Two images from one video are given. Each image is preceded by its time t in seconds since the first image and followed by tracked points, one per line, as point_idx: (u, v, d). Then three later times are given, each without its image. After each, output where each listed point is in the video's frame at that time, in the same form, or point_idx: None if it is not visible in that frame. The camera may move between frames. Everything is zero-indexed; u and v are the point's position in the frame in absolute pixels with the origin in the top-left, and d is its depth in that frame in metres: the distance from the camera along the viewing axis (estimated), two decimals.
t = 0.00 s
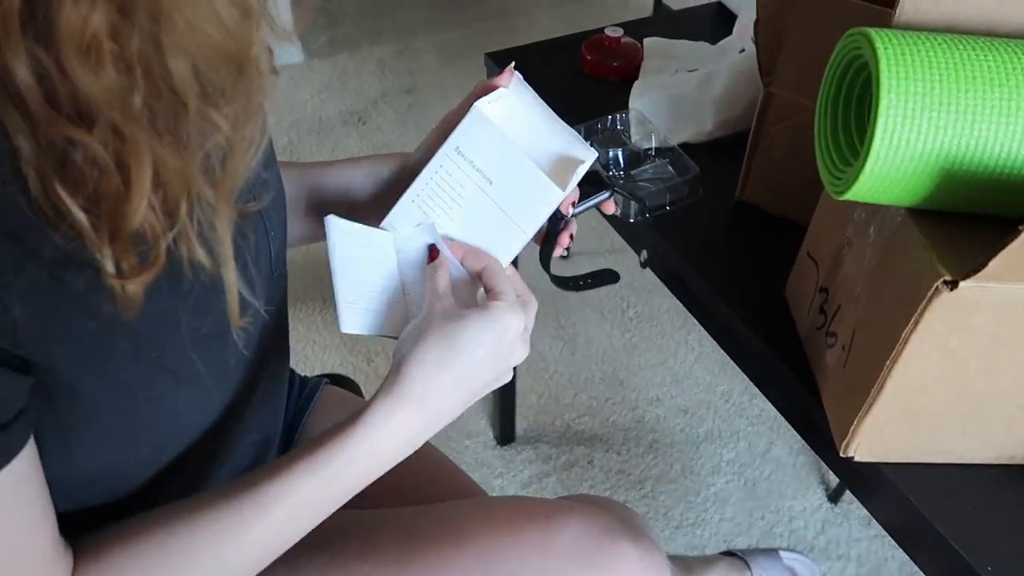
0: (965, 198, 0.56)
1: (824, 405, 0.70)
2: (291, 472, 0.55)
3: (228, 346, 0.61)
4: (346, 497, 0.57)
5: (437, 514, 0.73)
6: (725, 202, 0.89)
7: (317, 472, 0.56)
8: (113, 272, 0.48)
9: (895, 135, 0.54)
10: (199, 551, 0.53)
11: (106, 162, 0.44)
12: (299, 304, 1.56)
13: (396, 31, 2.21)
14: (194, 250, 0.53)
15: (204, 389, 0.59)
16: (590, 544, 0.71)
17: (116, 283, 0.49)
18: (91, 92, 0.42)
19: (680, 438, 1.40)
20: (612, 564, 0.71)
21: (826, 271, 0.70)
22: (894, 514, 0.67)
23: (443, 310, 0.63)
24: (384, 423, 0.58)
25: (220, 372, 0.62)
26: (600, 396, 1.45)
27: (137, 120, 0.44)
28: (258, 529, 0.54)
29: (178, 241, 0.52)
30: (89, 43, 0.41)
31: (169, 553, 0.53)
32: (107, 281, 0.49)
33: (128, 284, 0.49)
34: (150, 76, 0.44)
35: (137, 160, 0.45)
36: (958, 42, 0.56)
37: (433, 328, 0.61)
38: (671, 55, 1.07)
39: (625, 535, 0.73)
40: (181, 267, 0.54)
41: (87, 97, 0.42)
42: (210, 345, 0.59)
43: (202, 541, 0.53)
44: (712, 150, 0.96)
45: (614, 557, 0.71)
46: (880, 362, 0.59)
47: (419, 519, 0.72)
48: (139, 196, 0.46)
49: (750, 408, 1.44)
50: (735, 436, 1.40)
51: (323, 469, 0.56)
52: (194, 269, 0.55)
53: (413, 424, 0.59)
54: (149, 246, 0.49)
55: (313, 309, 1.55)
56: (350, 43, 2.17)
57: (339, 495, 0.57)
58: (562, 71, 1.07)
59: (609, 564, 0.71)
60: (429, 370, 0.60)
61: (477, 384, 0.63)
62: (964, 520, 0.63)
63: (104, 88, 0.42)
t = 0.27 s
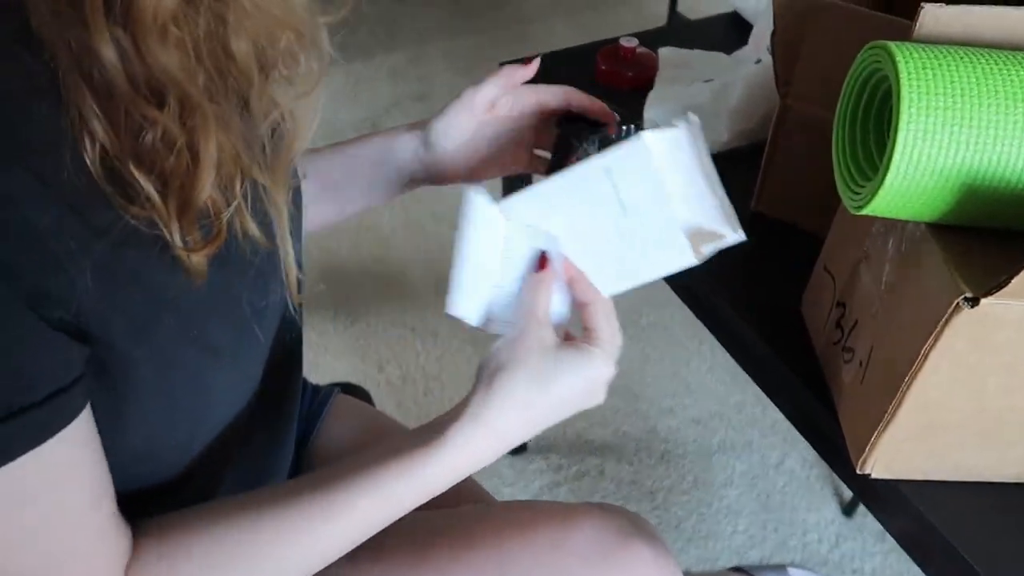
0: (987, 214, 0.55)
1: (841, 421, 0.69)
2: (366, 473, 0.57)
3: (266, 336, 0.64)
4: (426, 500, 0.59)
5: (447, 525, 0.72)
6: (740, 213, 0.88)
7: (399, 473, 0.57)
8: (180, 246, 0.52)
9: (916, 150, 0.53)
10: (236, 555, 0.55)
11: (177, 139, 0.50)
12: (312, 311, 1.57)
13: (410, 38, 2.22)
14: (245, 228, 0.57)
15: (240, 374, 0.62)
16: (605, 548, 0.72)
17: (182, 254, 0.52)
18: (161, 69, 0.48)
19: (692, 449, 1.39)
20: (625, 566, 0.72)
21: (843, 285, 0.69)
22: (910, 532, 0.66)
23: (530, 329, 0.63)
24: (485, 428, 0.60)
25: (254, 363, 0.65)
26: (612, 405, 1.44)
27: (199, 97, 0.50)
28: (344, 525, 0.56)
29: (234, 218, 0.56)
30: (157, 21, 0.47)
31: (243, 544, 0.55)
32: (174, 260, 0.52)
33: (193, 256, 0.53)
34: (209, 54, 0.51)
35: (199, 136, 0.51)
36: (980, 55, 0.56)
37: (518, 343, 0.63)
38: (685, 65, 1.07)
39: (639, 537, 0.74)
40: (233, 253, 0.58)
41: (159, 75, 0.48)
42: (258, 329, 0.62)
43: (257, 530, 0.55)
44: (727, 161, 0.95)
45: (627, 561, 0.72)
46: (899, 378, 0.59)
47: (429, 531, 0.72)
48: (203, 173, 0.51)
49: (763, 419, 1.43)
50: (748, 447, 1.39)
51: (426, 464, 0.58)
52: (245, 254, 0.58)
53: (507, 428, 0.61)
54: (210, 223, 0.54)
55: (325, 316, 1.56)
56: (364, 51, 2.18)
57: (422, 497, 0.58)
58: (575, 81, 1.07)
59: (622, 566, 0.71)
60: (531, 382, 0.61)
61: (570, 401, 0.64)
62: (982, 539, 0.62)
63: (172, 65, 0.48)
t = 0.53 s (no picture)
0: (980, 229, 0.55)
1: (834, 433, 0.69)
2: (414, 451, 0.60)
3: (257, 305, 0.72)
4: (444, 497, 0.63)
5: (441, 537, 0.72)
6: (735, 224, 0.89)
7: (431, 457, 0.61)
8: (184, 231, 0.58)
9: (906, 166, 0.53)
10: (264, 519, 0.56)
11: (164, 135, 0.55)
12: (307, 318, 1.57)
13: (409, 45, 2.22)
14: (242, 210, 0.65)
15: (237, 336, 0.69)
16: (602, 537, 0.75)
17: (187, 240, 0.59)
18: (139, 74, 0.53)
19: (688, 457, 1.39)
20: (625, 557, 0.75)
21: (835, 298, 0.69)
22: (903, 545, 0.66)
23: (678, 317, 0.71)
24: (589, 392, 0.65)
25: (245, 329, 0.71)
26: (608, 414, 1.44)
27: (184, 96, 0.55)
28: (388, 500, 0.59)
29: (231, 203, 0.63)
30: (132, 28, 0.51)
31: (309, 483, 0.58)
32: (176, 242, 0.59)
33: (198, 240, 0.59)
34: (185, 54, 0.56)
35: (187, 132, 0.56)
36: (971, 71, 0.56)
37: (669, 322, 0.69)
38: (681, 77, 1.07)
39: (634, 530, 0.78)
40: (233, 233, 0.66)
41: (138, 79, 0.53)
42: (246, 292, 0.69)
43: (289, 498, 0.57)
44: (723, 172, 0.94)
45: (624, 548, 0.75)
46: (891, 393, 0.59)
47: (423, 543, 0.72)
48: (193, 164, 0.57)
49: (760, 428, 1.43)
50: (744, 456, 1.39)
51: (500, 427, 0.62)
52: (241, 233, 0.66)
53: (603, 393, 0.66)
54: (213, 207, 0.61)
55: (321, 323, 1.56)
56: (363, 57, 2.19)
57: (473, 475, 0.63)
58: (571, 91, 1.07)
59: (619, 553, 0.75)
60: (649, 352, 0.67)
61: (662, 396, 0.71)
62: (975, 553, 0.62)
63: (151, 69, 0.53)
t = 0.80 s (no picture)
0: (968, 242, 0.55)
1: (825, 443, 0.69)
2: (390, 424, 0.62)
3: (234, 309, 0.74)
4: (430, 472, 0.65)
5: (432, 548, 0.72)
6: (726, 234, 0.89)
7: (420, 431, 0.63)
8: (160, 234, 0.61)
9: (895, 179, 0.54)
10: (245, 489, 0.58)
11: (136, 140, 0.58)
12: (299, 327, 1.56)
13: (401, 54, 2.23)
14: (220, 215, 0.68)
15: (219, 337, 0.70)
16: (590, 536, 0.75)
17: (162, 243, 0.61)
18: (113, 81, 0.56)
19: (680, 466, 1.39)
20: (616, 557, 0.75)
21: (825, 308, 0.69)
22: (894, 555, 0.66)
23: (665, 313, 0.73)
24: (575, 380, 0.68)
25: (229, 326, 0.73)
26: (600, 423, 1.44)
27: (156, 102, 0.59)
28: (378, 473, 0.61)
29: (209, 207, 0.67)
30: (106, 39, 0.55)
31: (298, 449, 0.60)
32: (150, 246, 0.61)
33: (174, 243, 0.61)
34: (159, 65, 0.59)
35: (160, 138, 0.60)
36: (960, 85, 0.56)
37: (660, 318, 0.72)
38: (673, 86, 1.08)
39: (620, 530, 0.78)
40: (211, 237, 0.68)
41: (111, 86, 0.57)
42: (224, 297, 0.71)
43: (275, 470, 0.59)
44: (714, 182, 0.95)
45: (612, 545, 0.75)
46: (882, 403, 0.59)
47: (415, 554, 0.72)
48: (167, 170, 0.60)
49: (751, 436, 1.43)
50: (736, 464, 1.39)
51: (496, 407, 0.65)
52: (218, 237, 0.69)
53: (587, 381, 0.69)
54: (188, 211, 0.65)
55: (312, 332, 1.55)
56: (355, 66, 2.19)
57: (464, 450, 0.65)
58: (564, 102, 1.07)
59: (607, 550, 0.75)
60: (636, 343, 0.69)
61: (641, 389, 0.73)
62: (966, 562, 0.62)
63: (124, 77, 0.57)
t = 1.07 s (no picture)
0: (963, 240, 0.56)
1: (822, 441, 0.69)
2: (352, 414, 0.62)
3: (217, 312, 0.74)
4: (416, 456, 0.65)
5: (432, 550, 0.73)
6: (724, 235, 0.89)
7: (402, 411, 0.63)
8: (142, 234, 0.60)
9: (891, 177, 0.54)
10: (237, 480, 0.59)
11: (114, 140, 0.59)
12: (298, 329, 1.57)
13: (400, 57, 2.23)
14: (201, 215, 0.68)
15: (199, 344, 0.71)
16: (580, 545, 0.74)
17: (145, 242, 0.61)
18: (89, 80, 0.57)
19: (678, 467, 1.39)
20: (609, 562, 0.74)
21: (823, 306, 0.70)
22: (892, 553, 0.66)
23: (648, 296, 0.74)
24: (558, 363, 0.68)
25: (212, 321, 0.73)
26: (598, 424, 1.44)
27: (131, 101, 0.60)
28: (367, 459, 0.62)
29: (190, 207, 0.67)
30: (83, 39, 0.56)
31: (291, 446, 0.60)
32: (132, 248, 0.60)
33: (157, 243, 0.61)
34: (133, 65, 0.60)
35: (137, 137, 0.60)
36: (956, 84, 0.57)
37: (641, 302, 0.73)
38: (671, 88, 1.08)
39: (615, 537, 0.77)
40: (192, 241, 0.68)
41: (88, 85, 0.57)
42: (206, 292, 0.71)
43: (269, 460, 0.60)
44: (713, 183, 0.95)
45: (607, 553, 0.75)
46: (878, 400, 0.59)
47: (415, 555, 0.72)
48: (146, 168, 0.60)
49: (749, 438, 1.43)
50: (734, 466, 1.39)
51: (476, 393, 0.65)
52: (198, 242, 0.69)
53: (570, 364, 0.69)
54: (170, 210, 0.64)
55: (311, 335, 1.55)
56: (354, 69, 2.19)
57: (450, 433, 0.65)
58: (562, 104, 1.08)
59: (600, 557, 0.74)
60: (616, 324, 0.70)
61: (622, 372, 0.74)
62: (964, 560, 0.62)
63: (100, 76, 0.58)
